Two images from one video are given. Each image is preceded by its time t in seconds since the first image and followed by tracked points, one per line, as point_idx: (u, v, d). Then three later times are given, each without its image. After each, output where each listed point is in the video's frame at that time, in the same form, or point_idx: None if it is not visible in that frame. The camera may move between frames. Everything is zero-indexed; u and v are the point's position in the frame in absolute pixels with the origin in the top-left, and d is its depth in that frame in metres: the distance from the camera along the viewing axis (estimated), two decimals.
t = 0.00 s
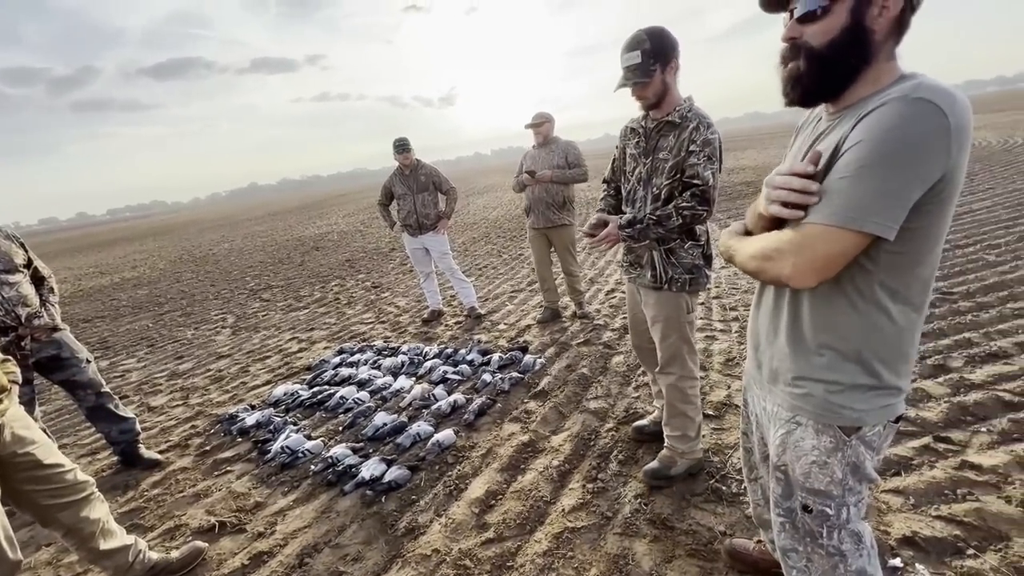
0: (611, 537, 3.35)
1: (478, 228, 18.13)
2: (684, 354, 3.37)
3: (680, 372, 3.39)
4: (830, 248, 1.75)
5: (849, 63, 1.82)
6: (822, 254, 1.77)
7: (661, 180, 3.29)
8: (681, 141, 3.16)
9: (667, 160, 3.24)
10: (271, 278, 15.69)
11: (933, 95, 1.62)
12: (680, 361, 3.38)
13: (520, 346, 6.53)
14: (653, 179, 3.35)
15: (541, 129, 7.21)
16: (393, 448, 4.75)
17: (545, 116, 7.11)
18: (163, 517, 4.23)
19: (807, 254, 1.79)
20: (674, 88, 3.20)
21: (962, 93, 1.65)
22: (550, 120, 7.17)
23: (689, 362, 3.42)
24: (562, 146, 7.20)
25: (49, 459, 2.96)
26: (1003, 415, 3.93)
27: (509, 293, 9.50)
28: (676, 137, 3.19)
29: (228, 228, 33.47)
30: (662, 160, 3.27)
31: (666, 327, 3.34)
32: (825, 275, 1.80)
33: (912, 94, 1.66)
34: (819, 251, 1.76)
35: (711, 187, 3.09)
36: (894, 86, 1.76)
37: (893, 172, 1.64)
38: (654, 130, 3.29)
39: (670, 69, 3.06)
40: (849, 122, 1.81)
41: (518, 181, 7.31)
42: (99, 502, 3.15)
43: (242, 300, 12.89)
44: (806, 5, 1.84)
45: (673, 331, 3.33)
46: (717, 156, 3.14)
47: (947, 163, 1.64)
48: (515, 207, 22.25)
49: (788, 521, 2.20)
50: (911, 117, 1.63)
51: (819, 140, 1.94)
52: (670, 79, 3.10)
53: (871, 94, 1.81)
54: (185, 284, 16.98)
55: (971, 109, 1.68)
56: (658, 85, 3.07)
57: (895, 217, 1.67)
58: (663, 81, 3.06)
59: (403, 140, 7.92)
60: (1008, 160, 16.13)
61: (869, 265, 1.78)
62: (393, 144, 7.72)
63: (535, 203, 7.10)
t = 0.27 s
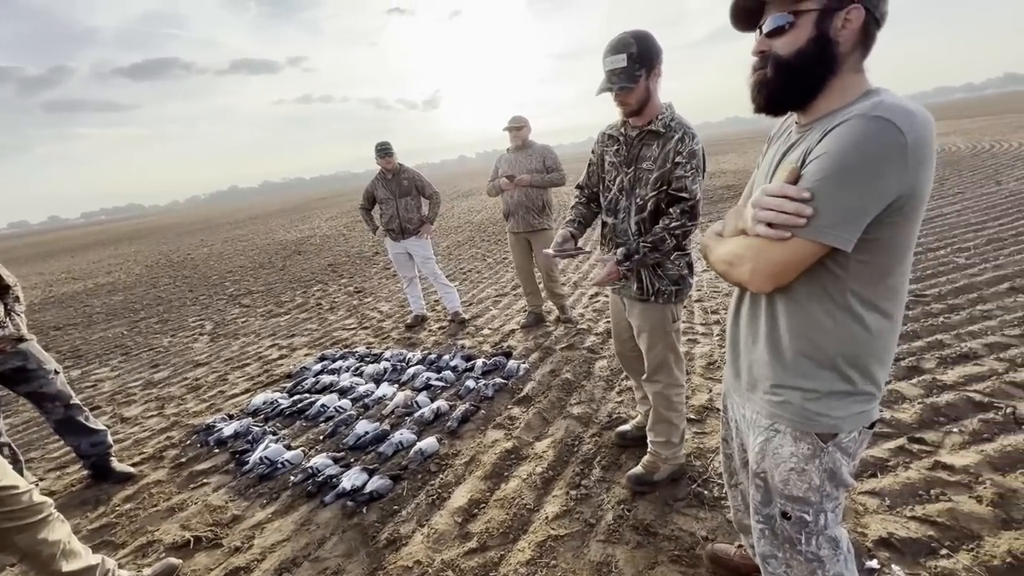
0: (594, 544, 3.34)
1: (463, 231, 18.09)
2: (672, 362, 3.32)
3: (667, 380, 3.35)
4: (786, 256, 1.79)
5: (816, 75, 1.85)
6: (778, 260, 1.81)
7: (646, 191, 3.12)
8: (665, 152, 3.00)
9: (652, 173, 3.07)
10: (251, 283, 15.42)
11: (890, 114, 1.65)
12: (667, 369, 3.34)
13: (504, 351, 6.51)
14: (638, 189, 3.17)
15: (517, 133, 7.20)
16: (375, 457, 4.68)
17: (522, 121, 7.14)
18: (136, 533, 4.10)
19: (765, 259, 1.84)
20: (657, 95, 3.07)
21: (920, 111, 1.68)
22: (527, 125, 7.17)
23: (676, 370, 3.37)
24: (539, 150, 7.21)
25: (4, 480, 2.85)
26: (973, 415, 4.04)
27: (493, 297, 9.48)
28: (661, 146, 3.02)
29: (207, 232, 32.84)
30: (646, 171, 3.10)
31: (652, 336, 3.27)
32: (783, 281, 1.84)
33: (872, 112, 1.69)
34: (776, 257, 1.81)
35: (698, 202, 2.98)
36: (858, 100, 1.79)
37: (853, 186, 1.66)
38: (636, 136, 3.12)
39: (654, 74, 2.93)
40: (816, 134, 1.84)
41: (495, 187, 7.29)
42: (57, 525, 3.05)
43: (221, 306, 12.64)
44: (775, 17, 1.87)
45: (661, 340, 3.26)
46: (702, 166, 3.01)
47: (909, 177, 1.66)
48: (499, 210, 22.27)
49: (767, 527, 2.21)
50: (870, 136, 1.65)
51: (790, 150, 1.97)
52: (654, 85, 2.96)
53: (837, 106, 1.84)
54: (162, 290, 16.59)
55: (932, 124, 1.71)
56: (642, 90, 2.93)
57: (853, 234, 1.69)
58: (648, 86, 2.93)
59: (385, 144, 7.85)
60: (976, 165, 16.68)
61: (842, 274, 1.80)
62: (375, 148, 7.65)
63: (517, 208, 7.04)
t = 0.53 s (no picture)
0: (582, 548, 3.33)
1: (448, 232, 18.01)
2: (663, 365, 3.33)
3: (657, 385, 3.36)
4: (742, 225, 1.80)
5: (808, 80, 1.86)
6: (734, 229, 1.82)
7: (639, 198, 3.09)
8: (660, 158, 2.98)
9: (646, 180, 3.04)
10: (231, 285, 15.11)
11: (871, 114, 1.68)
12: (658, 374, 3.34)
13: (490, 354, 6.48)
14: (629, 197, 3.12)
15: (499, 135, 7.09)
16: (359, 462, 4.61)
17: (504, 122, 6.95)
18: (110, 546, 3.96)
19: (723, 225, 1.84)
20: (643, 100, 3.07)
21: (901, 113, 1.71)
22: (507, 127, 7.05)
23: (666, 373, 3.39)
24: (524, 151, 7.17)
25: None
26: (950, 413, 4.13)
27: (479, 299, 9.44)
28: (653, 153, 3.01)
29: (185, 232, 32.11)
30: (638, 178, 3.06)
31: (644, 341, 3.26)
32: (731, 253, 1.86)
33: (854, 109, 1.72)
34: (734, 225, 1.81)
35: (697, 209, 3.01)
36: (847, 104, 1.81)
37: (831, 176, 1.68)
38: (625, 141, 3.07)
39: (643, 80, 2.93)
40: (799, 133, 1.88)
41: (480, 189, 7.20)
42: (25, 539, 2.92)
43: (199, 309, 12.36)
44: (767, 24, 1.88)
45: (653, 345, 3.26)
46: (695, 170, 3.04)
47: (892, 178, 1.69)
48: (484, 211, 22.23)
49: (757, 529, 2.22)
50: (850, 128, 1.68)
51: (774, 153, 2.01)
52: (643, 89, 2.96)
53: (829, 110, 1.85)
54: (138, 292, 16.17)
55: (914, 127, 1.74)
56: (632, 94, 2.91)
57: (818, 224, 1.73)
58: (637, 90, 2.92)
59: (369, 144, 7.76)
60: (948, 168, 17.18)
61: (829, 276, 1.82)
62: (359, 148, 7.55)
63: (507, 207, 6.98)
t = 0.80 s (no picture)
0: (578, 549, 3.31)
1: (435, 231, 17.91)
2: (662, 366, 3.34)
3: (655, 385, 3.36)
4: (751, 232, 1.81)
5: (814, 82, 1.87)
6: (742, 236, 1.84)
7: (641, 200, 3.08)
8: (663, 159, 2.99)
9: (649, 181, 3.03)
10: (213, 284, 14.81)
11: (884, 113, 1.69)
12: (656, 375, 3.35)
13: (481, 353, 6.45)
14: (631, 199, 3.10)
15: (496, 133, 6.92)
16: (350, 465, 4.53)
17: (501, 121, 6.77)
18: (91, 554, 3.84)
19: (732, 230, 1.87)
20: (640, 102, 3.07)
21: (908, 112, 1.73)
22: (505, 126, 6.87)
23: (664, 374, 3.39)
24: (520, 150, 7.03)
25: None
26: (935, 410, 4.21)
27: (468, 298, 9.39)
28: (654, 154, 3.00)
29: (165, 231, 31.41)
30: (640, 179, 3.05)
31: (644, 341, 3.27)
32: (741, 259, 1.86)
33: (865, 109, 1.73)
34: (746, 230, 1.82)
35: (700, 207, 3.08)
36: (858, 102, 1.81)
37: (848, 177, 1.69)
38: (625, 142, 3.04)
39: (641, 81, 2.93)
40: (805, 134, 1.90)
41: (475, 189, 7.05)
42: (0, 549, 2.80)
43: (181, 309, 12.08)
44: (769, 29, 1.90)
45: (652, 345, 3.27)
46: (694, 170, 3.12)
47: (902, 178, 1.70)
48: (472, 210, 22.15)
49: (759, 530, 2.23)
50: (863, 128, 1.68)
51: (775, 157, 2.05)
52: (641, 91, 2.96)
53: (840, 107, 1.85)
54: (117, 291, 15.76)
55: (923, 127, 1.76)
56: (632, 95, 2.90)
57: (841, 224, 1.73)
58: (637, 92, 2.92)
59: (358, 142, 7.66)
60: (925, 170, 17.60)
61: (836, 275, 1.84)
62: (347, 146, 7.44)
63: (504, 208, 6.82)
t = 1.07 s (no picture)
0: (581, 549, 3.28)
1: (426, 230, 17.75)
2: (666, 365, 3.32)
3: (658, 385, 3.34)
4: (799, 246, 1.85)
5: (815, 85, 1.96)
6: (789, 250, 1.88)
7: (647, 197, 3.05)
8: (670, 156, 2.96)
9: (656, 179, 3.00)
10: (199, 283, 14.52)
11: (925, 115, 1.73)
12: (659, 374, 3.33)
13: (477, 352, 6.39)
14: (636, 196, 3.08)
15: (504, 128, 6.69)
16: (346, 466, 4.45)
17: (508, 117, 6.58)
18: (77, 560, 3.71)
19: (778, 245, 1.92)
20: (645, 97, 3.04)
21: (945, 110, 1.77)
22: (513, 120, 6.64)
23: (667, 372, 3.38)
24: (529, 146, 6.79)
25: None
26: (930, 407, 4.25)
27: (461, 297, 9.31)
28: (661, 150, 2.97)
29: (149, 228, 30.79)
30: (646, 176, 3.02)
31: (648, 340, 3.25)
32: (791, 272, 1.91)
33: (906, 110, 1.75)
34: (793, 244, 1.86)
35: (705, 204, 3.06)
36: (883, 100, 1.87)
37: (893, 184, 1.73)
38: (631, 139, 3.01)
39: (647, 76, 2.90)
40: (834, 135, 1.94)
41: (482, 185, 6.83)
42: None
43: (166, 308, 11.82)
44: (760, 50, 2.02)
45: (656, 344, 3.25)
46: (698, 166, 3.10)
47: (934, 177, 1.74)
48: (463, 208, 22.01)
49: (771, 528, 2.25)
50: (905, 134, 1.72)
51: (801, 156, 2.09)
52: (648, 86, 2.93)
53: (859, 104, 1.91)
54: (99, 290, 15.40)
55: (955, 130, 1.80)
56: (638, 90, 2.87)
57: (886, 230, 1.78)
58: (644, 87, 2.88)
59: (350, 138, 7.54)
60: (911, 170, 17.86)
61: (858, 273, 1.87)
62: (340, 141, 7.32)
63: (512, 206, 6.58)
